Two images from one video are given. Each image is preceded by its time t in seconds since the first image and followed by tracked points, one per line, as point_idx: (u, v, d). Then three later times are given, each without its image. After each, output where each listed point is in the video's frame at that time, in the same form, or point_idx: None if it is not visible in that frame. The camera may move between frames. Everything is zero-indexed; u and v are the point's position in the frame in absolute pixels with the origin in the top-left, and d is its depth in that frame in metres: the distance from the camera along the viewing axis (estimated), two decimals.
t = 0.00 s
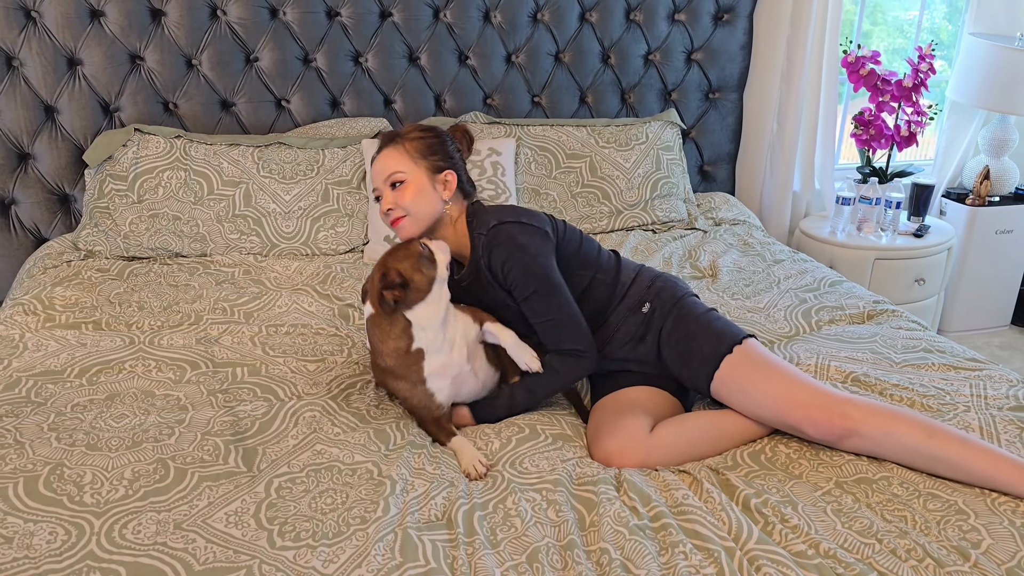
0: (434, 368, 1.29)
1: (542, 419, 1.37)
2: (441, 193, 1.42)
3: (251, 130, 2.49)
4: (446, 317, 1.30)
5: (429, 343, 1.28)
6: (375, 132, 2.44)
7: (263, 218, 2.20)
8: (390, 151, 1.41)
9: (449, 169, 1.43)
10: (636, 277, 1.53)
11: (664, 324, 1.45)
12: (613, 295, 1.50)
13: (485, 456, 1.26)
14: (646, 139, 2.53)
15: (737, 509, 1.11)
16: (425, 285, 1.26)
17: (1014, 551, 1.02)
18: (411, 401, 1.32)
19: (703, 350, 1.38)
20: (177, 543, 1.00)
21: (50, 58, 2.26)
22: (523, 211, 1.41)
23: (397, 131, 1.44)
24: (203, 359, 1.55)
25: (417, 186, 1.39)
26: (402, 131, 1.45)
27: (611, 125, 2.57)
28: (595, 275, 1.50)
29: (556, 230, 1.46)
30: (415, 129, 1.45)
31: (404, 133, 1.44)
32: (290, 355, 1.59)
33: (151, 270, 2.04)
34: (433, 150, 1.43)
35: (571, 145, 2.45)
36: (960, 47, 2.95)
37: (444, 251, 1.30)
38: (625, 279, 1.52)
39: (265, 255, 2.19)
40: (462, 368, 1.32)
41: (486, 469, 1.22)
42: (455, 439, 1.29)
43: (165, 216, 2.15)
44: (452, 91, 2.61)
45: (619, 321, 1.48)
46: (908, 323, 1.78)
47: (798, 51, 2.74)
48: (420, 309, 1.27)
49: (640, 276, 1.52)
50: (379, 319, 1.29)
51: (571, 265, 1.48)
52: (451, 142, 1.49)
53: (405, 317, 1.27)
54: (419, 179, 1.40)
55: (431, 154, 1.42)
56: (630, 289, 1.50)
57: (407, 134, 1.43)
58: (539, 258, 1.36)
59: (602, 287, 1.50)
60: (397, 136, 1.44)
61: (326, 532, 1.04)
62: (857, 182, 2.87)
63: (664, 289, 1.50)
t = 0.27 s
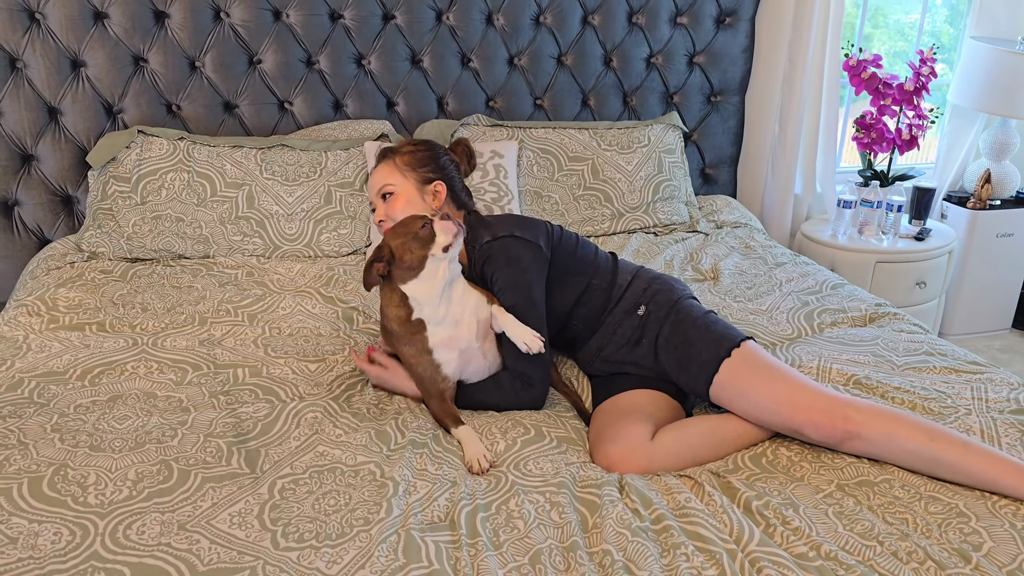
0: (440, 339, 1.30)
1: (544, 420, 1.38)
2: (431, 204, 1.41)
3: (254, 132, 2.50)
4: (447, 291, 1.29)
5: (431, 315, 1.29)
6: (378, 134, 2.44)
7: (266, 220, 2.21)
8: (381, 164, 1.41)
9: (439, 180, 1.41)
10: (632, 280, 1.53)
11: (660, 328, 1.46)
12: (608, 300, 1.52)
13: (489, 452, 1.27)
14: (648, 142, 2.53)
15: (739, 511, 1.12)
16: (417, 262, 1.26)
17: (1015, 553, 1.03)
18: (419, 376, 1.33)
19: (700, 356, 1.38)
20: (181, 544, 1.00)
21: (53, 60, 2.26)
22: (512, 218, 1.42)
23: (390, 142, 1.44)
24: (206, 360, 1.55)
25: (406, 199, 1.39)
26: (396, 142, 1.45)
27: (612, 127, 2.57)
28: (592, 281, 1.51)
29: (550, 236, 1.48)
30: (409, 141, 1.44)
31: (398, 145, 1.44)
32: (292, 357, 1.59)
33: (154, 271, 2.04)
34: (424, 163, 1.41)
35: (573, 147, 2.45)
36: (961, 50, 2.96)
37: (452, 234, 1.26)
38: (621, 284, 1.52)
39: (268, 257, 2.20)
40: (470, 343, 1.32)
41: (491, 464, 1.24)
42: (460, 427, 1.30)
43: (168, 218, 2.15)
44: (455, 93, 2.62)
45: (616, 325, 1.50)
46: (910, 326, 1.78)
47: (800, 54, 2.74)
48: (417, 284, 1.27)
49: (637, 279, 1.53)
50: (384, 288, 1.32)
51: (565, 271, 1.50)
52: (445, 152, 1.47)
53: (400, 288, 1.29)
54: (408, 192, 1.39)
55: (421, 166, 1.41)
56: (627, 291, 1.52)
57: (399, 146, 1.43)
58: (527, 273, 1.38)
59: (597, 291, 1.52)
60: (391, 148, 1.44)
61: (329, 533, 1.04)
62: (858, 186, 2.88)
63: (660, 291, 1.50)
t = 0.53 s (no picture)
0: (448, 309, 1.27)
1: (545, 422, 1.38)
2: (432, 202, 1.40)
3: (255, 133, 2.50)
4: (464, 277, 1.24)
5: (439, 288, 1.25)
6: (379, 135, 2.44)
7: (267, 221, 2.21)
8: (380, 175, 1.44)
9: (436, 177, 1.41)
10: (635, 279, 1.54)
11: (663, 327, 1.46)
12: (611, 297, 1.51)
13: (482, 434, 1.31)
14: (649, 144, 2.53)
15: (740, 513, 1.11)
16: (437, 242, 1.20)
17: (1016, 556, 1.02)
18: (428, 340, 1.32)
19: (699, 354, 1.37)
20: (183, 545, 1.00)
21: (55, 60, 2.27)
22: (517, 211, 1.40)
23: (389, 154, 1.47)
24: (208, 361, 1.55)
25: (406, 201, 1.39)
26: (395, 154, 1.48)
27: (614, 130, 2.58)
28: (595, 278, 1.51)
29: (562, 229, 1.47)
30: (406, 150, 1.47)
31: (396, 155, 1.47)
32: (293, 358, 1.59)
33: (155, 272, 2.04)
34: (421, 165, 1.42)
35: (574, 149, 2.45)
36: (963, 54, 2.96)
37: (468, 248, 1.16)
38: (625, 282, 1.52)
39: (269, 258, 2.20)
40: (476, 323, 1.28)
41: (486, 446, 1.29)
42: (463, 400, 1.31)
43: (169, 218, 2.16)
44: (456, 95, 2.62)
45: (616, 321, 1.50)
46: (911, 329, 1.78)
47: (801, 56, 2.74)
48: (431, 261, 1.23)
49: (639, 278, 1.53)
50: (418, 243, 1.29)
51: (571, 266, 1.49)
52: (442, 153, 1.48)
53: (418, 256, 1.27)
54: (408, 194, 1.40)
55: (417, 167, 1.41)
56: (628, 290, 1.52)
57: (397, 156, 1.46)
58: (542, 259, 1.35)
59: (600, 289, 1.51)
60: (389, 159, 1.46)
61: (330, 534, 1.04)
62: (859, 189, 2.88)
63: (663, 291, 1.50)
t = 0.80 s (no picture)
0: (494, 270, 1.29)
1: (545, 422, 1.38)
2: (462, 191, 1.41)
3: (255, 134, 2.50)
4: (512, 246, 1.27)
5: (486, 250, 1.28)
6: (379, 136, 2.45)
7: (267, 222, 2.21)
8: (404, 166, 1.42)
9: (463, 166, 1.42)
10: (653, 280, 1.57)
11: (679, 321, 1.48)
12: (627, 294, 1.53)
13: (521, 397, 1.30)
14: (649, 146, 2.54)
15: (739, 514, 1.12)
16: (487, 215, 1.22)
17: (1014, 557, 1.03)
18: (470, 304, 1.33)
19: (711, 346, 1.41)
20: (184, 545, 1.00)
21: (56, 60, 2.27)
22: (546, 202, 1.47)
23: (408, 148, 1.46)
24: (208, 361, 1.55)
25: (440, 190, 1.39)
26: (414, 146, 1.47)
27: (613, 131, 2.58)
28: (615, 274, 1.55)
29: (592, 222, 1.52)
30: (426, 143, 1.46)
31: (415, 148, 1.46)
32: (293, 358, 1.59)
33: (155, 272, 2.05)
34: (443, 155, 1.43)
35: (574, 151, 2.46)
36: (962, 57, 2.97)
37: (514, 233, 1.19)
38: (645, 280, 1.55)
39: (269, 259, 2.20)
40: (523, 285, 1.32)
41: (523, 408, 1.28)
42: (504, 360, 1.30)
43: (169, 219, 2.16)
44: (456, 96, 2.63)
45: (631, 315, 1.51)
46: (909, 331, 1.78)
47: (801, 59, 2.75)
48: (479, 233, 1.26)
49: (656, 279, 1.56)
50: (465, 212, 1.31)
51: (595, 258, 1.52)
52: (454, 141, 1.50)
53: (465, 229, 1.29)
54: (439, 183, 1.40)
55: (442, 158, 1.42)
56: (645, 288, 1.54)
57: (418, 148, 1.45)
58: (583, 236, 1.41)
59: (617, 285, 1.54)
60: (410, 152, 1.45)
61: (330, 534, 1.04)
62: (858, 191, 2.88)
63: (679, 291, 1.53)
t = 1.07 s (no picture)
0: (552, 262, 1.25)
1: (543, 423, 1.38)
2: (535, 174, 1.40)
3: (254, 135, 2.50)
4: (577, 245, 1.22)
5: (547, 243, 1.23)
6: (377, 138, 2.45)
7: (265, 223, 2.21)
8: (490, 126, 1.38)
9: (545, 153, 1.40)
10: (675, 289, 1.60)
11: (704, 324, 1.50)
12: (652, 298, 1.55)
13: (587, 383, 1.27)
14: (647, 149, 2.54)
15: (736, 514, 1.12)
16: (557, 215, 1.17)
17: (1010, 558, 1.03)
18: (524, 287, 1.28)
19: (726, 336, 1.46)
20: (181, 544, 1.00)
21: (54, 61, 2.27)
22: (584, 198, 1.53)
23: (500, 108, 1.42)
24: (205, 361, 1.55)
25: (515, 166, 1.37)
26: (506, 109, 1.43)
27: (611, 134, 2.59)
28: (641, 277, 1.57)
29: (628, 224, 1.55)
30: (517, 111, 1.43)
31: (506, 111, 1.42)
32: (292, 359, 1.59)
33: (153, 272, 2.05)
34: (532, 132, 1.40)
35: (572, 152, 2.46)
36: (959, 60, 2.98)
37: (589, 235, 1.15)
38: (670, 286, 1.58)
39: (267, 260, 2.20)
40: (581, 278, 1.28)
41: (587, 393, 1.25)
42: (563, 348, 1.26)
43: (167, 219, 2.16)
44: (455, 98, 2.63)
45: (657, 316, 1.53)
46: (906, 333, 1.79)
47: (799, 62, 2.76)
48: (544, 225, 1.21)
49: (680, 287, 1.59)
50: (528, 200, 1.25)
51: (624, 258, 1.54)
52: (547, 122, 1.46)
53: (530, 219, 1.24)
54: (518, 159, 1.37)
55: (530, 135, 1.39)
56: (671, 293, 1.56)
57: (509, 113, 1.41)
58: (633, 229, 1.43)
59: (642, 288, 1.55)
60: (500, 114, 1.41)
61: (327, 534, 1.04)
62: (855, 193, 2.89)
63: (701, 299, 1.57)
